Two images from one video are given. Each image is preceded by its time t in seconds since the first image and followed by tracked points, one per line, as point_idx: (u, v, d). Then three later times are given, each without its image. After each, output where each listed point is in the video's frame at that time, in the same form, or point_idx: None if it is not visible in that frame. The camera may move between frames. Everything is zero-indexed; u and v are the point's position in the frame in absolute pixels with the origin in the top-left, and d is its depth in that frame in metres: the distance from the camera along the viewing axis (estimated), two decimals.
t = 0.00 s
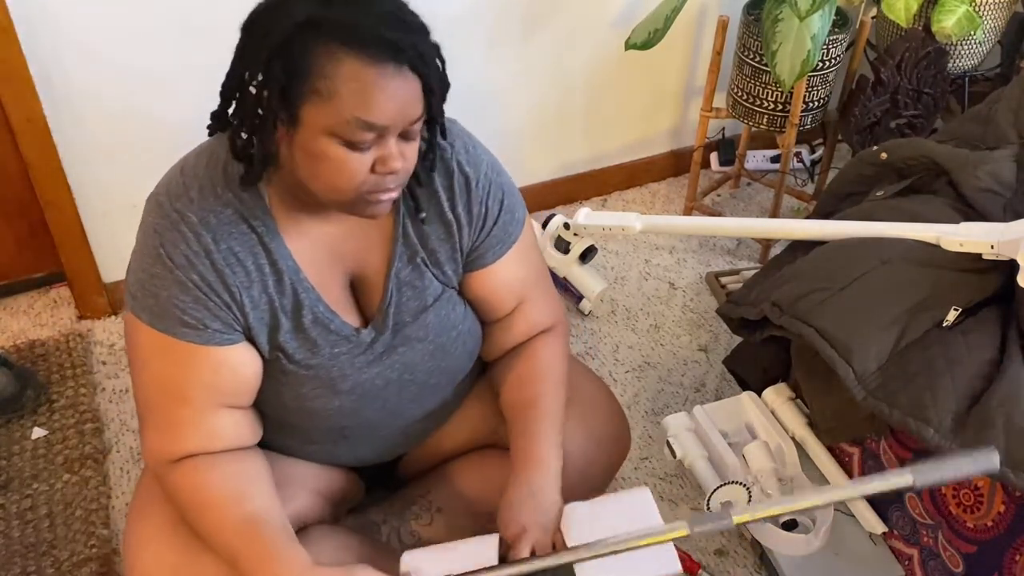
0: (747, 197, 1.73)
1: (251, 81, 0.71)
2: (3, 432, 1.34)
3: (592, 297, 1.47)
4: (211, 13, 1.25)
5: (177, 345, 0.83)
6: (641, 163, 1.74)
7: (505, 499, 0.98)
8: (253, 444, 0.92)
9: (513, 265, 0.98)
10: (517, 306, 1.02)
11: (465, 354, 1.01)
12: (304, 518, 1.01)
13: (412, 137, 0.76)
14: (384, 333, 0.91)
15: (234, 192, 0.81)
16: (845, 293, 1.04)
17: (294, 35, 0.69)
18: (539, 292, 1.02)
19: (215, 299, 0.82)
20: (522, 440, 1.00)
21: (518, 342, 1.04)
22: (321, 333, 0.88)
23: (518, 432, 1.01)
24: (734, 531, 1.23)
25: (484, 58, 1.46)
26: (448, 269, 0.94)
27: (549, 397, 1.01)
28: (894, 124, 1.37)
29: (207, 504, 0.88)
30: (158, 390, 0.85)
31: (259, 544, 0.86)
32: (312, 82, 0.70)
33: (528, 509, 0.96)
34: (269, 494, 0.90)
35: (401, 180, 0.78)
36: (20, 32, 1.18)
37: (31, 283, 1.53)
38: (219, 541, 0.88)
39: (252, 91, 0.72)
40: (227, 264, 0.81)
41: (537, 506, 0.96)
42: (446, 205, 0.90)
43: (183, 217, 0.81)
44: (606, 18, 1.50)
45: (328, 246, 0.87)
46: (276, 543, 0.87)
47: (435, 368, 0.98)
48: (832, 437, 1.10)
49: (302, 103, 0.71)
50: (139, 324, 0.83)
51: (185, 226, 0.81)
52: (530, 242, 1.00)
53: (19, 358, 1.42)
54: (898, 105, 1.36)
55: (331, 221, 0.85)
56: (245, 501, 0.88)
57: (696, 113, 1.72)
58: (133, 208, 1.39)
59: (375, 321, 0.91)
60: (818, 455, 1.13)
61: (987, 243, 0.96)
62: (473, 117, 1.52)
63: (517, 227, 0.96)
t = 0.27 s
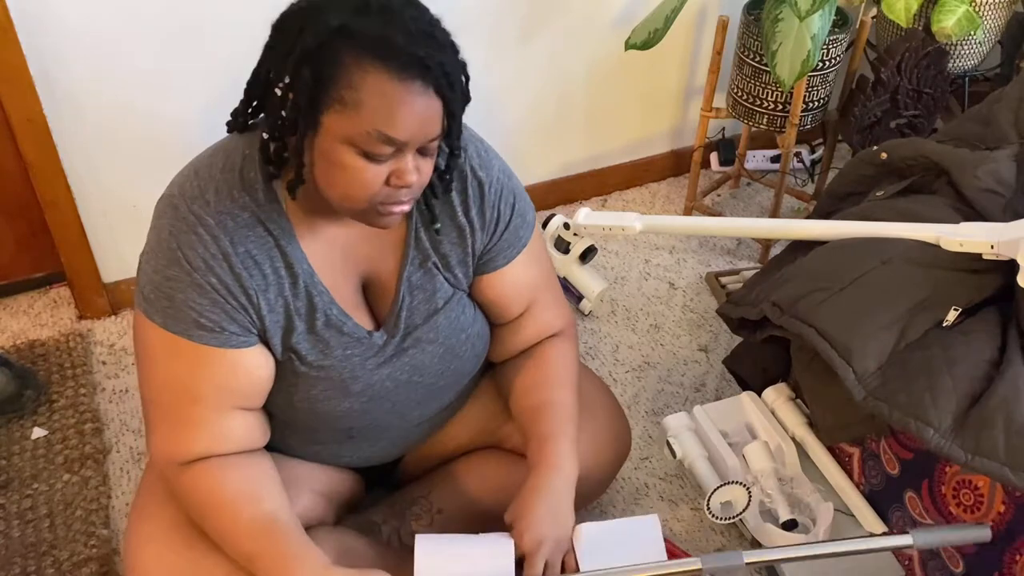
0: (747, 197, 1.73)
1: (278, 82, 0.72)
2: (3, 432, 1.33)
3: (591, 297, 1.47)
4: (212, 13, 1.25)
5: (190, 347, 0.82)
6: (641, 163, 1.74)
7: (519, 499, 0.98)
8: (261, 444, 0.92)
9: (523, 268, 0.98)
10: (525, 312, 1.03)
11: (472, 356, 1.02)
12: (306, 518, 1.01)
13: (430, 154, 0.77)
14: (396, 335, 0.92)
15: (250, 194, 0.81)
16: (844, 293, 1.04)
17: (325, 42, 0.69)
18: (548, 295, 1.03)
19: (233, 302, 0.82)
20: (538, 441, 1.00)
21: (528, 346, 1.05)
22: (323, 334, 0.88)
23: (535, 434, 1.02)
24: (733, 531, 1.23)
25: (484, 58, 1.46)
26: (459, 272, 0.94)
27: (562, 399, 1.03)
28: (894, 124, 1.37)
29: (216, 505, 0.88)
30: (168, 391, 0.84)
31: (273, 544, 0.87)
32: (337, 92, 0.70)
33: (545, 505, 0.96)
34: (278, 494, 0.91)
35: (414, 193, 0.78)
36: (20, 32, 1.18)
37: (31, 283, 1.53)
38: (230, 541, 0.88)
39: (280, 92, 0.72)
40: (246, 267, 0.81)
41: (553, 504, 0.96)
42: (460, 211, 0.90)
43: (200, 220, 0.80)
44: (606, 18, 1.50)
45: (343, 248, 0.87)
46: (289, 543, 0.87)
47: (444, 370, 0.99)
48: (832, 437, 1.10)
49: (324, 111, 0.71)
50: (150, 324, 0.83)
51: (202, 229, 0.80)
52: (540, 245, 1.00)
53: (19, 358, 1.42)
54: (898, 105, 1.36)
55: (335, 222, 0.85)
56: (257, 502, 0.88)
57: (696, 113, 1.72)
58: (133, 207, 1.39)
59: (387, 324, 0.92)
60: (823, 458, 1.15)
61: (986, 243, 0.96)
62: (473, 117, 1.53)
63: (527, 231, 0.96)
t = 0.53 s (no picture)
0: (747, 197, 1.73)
1: (291, 84, 0.72)
2: (3, 433, 1.33)
3: (592, 297, 1.47)
4: (211, 13, 1.25)
5: (197, 346, 0.82)
6: (641, 163, 1.74)
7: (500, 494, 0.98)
8: (265, 444, 0.92)
9: (529, 271, 0.98)
10: (531, 314, 1.02)
11: (476, 358, 1.02)
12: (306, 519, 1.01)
13: (439, 161, 0.77)
14: (401, 337, 0.92)
15: (261, 196, 0.81)
16: (844, 293, 1.04)
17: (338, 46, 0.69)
18: (553, 299, 1.03)
19: (239, 302, 0.82)
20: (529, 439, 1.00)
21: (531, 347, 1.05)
22: (324, 334, 0.88)
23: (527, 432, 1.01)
24: (734, 531, 1.23)
25: (484, 58, 1.46)
26: (464, 275, 0.94)
27: (560, 400, 1.03)
28: (894, 124, 1.37)
29: (221, 503, 0.88)
30: (174, 390, 0.84)
31: (278, 541, 0.87)
32: (350, 96, 0.70)
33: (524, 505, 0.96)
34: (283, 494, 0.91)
35: (422, 200, 0.78)
36: (20, 32, 1.18)
37: (31, 283, 1.53)
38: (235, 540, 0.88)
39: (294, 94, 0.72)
40: (254, 268, 0.81)
41: (536, 504, 0.96)
42: (467, 215, 0.90)
43: (209, 221, 0.80)
44: (605, 18, 1.50)
45: (351, 252, 0.88)
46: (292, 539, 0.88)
47: (447, 372, 0.99)
48: (832, 437, 1.10)
49: (336, 114, 0.71)
50: (156, 323, 0.83)
51: (212, 229, 0.80)
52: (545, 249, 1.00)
53: (19, 358, 1.42)
54: (898, 105, 1.36)
55: (338, 223, 0.85)
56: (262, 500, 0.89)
57: (696, 113, 1.72)
58: (133, 207, 1.39)
59: (394, 327, 0.92)
60: (823, 457, 1.15)
61: (986, 243, 0.96)
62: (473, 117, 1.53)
63: (533, 235, 0.96)
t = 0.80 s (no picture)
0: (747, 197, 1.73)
1: (291, 83, 0.72)
2: (3, 433, 1.33)
3: (591, 297, 1.47)
4: (211, 13, 1.25)
5: (197, 345, 0.82)
6: (641, 163, 1.74)
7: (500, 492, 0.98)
8: (264, 443, 0.92)
9: (529, 272, 0.98)
10: (531, 314, 1.03)
11: (477, 360, 1.02)
12: (306, 518, 1.01)
13: (438, 164, 0.76)
14: (402, 339, 0.92)
15: (262, 195, 0.81)
16: (844, 293, 1.04)
17: (337, 47, 0.69)
18: (554, 301, 1.03)
19: (239, 301, 0.82)
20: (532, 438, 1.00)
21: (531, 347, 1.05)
22: (325, 334, 0.88)
23: (530, 432, 1.01)
24: (733, 531, 1.23)
25: (484, 58, 1.46)
26: (466, 276, 0.94)
27: (560, 399, 1.03)
28: (894, 123, 1.37)
29: (221, 500, 0.88)
30: (175, 388, 0.84)
31: (276, 538, 0.87)
32: (347, 96, 0.70)
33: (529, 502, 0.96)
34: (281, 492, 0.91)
35: (419, 203, 0.78)
36: (21, 32, 1.18)
37: (31, 283, 1.53)
38: (234, 536, 0.88)
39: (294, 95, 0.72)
40: (255, 267, 0.81)
41: (538, 504, 0.96)
42: (468, 215, 0.90)
43: (211, 220, 0.80)
44: (606, 18, 1.50)
45: (353, 252, 0.88)
46: (291, 535, 0.87)
47: (448, 374, 0.99)
48: (833, 437, 1.09)
49: (334, 114, 0.71)
50: (157, 322, 0.83)
51: (213, 228, 0.80)
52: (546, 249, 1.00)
53: (19, 358, 1.42)
54: (898, 105, 1.36)
55: (338, 223, 0.85)
56: (263, 497, 0.89)
57: (696, 113, 1.72)
58: (133, 208, 1.39)
59: (395, 328, 0.92)
60: (822, 458, 1.15)
61: (986, 243, 0.96)
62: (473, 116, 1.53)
63: (534, 235, 0.96)
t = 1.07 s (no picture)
0: (747, 197, 1.73)
1: (287, 83, 0.72)
2: (3, 433, 1.33)
3: (592, 297, 1.47)
4: (210, 13, 1.25)
5: (196, 344, 0.82)
6: (642, 163, 1.74)
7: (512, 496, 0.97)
8: (265, 443, 0.92)
9: (528, 270, 0.98)
10: (530, 312, 1.03)
11: (476, 359, 1.02)
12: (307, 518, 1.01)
13: (434, 163, 0.76)
14: (401, 339, 0.92)
15: (260, 195, 0.81)
16: (843, 294, 1.04)
17: (331, 47, 0.69)
18: (551, 299, 1.03)
19: (238, 300, 0.82)
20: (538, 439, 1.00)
21: (531, 346, 1.05)
22: (325, 334, 0.88)
23: (536, 434, 1.01)
24: (733, 531, 1.23)
25: (484, 58, 1.46)
26: (465, 274, 0.94)
27: (566, 397, 1.02)
28: (894, 124, 1.37)
29: (220, 497, 0.88)
30: (175, 387, 0.85)
31: (275, 534, 0.87)
32: (341, 95, 0.70)
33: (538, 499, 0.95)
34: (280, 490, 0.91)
35: (416, 202, 0.77)
36: (20, 32, 1.17)
37: (31, 283, 1.53)
38: (233, 533, 0.88)
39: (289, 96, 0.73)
40: (254, 267, 0.81)
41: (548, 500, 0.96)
42: (467, 213, 0.90)
43: (209, 219, 0.80)
44: (605, 18, 1.50)
45: (350, 252, 0.87)
46: (290, 531, 0.88)
47: (447, 373, 0.99)
48: (833, 437, 1.10)
49: (330, 113, 0.71)
50: (157, 321, 0.83)
51: (212, 228, 0.80)
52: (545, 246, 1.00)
53: (19, 358, 1.42)
54: (898, 105, 1.36)
55: (337, 224, 0.85)
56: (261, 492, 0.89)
57: (696, 113, 1.72)
58: (133, 207, 1.39)
59: (394, 327, 0.92)
60: (822, 458, 1.16)
61: (986, 243, 0.96)
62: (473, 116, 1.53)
63: (533, 233, 0.96)
